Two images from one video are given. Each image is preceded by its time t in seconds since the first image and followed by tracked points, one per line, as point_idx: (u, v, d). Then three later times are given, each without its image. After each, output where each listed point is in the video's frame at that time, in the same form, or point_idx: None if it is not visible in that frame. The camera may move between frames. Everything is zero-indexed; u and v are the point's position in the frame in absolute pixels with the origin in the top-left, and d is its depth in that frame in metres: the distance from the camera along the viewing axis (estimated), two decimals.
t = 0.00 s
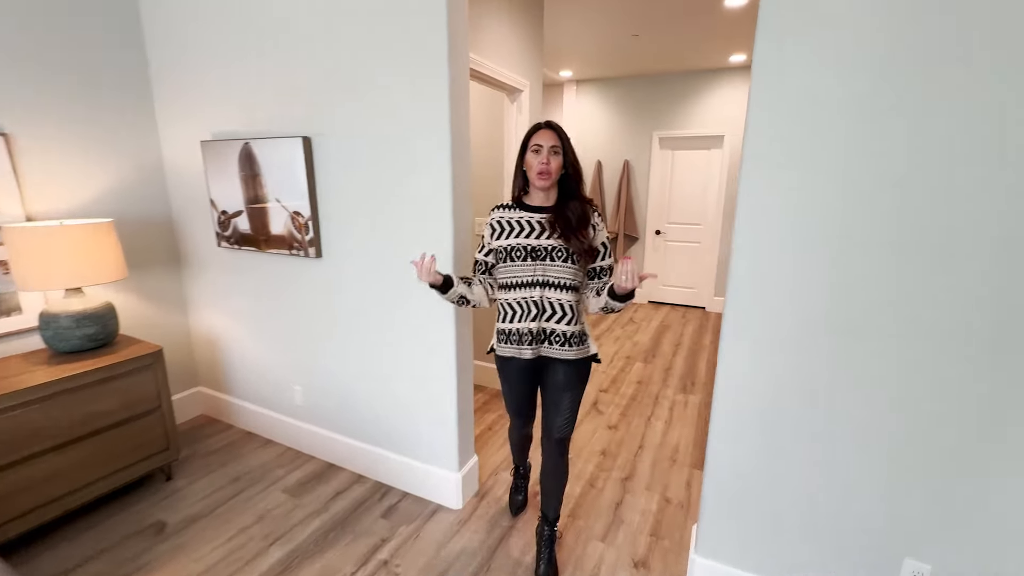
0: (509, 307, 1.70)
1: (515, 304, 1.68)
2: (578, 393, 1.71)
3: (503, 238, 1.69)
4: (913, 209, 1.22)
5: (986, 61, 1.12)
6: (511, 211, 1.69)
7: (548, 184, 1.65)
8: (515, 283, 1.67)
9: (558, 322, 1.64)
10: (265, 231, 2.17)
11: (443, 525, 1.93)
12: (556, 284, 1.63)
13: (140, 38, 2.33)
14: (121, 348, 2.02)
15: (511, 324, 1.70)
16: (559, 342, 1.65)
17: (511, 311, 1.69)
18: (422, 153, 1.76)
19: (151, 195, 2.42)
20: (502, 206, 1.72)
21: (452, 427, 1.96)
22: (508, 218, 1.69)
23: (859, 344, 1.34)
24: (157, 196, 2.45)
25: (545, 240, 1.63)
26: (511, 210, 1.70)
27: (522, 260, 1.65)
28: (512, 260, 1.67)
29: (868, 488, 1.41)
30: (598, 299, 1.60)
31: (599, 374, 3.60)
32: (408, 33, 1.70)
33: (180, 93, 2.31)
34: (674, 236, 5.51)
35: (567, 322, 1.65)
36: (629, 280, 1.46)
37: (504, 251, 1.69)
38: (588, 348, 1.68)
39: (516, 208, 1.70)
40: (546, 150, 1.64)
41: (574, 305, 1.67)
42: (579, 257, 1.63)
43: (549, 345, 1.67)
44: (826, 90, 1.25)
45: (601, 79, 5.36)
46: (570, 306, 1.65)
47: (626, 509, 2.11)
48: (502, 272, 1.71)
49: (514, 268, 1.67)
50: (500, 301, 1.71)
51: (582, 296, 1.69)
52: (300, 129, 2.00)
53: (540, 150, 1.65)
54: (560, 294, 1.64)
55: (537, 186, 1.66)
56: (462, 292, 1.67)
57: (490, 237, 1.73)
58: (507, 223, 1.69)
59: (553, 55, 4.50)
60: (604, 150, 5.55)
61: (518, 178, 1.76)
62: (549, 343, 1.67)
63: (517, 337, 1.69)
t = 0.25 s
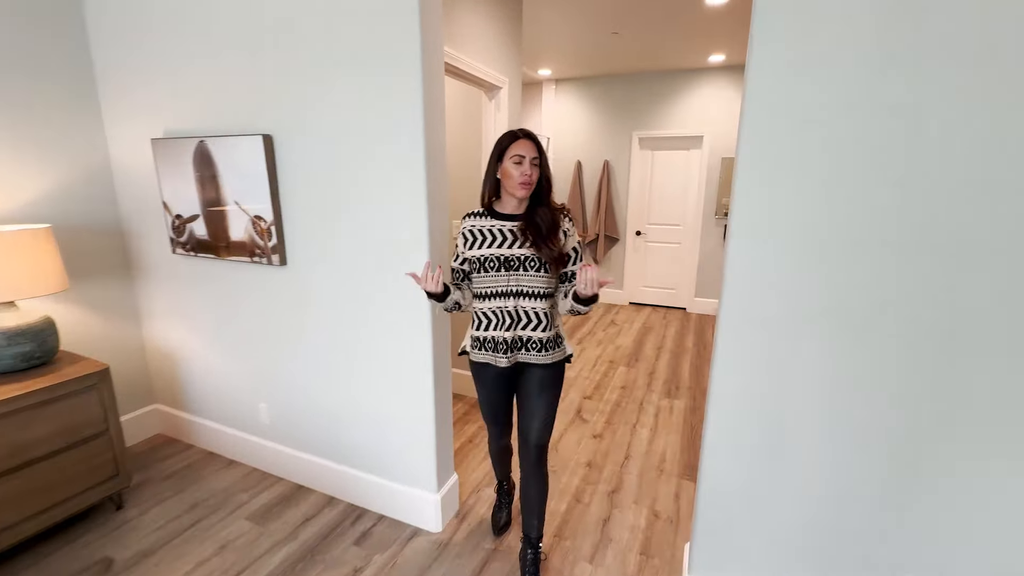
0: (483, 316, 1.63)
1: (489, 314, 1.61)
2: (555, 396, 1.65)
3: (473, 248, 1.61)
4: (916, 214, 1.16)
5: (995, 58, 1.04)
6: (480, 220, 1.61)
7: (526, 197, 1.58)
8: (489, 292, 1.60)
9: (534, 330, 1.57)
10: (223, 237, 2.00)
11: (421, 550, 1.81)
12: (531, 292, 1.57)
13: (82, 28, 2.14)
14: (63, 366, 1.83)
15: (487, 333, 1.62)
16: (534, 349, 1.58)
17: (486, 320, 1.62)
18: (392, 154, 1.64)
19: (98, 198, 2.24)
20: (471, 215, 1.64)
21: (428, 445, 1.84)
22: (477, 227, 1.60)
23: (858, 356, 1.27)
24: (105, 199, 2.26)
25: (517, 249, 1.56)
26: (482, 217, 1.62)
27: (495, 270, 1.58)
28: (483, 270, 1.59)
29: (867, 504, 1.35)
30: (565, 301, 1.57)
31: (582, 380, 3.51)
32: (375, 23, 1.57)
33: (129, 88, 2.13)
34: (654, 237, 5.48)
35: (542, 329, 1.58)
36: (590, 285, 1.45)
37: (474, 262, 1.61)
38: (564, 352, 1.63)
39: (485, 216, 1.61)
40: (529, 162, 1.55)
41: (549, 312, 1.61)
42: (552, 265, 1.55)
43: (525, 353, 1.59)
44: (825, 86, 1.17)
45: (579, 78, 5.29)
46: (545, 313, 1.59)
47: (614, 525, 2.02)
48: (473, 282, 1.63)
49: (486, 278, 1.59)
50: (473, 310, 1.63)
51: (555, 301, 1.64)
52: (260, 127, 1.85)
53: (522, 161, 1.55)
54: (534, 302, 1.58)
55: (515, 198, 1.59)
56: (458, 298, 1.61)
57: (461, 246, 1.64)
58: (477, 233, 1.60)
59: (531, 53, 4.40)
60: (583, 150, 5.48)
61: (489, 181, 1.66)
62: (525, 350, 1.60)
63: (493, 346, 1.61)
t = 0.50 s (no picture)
0: (468, 319, 1.53)
1: (476, 316, 1.52)
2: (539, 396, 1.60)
3: (454, 251, 1.51)
4: (914, 215, 1.14)
5: (995, 60, 1.03)
6: (459, 221, 1.52)
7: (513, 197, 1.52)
8: (474, 294, 1.52)
9: (525, 328, 1.53)
10: (181, 242, 1.85)
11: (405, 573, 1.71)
12: (520, 290, 1.52)
13: (18, 14, 1.95)
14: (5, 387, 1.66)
15: (475, 335, 1.52)
16: (526, 345, 1.53)
17: (473, 323, 1.52)
18: (366, 151, 1.52)
19: (39, 200, 2.04)
20: (447, 216, 1.54)
21: (408, 462, 1.73)
22: (456, 229, 1.51)
23: (856, 361, 1.25)
24: (47, 201, 2.07)
25: (503, 249, 1.50)
26: (461, 218, 1.53)
27: (482, 271, 1.50)
28: (467, 272, 1.50)
29: (866, 511, 1.32)
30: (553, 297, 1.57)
31: (566, 384, 3.43)
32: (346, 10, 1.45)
33: (73, 80, 1.95)
34: (636, 238, 5.45)
35: (532, 326, 1.55)
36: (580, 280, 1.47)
37: (456, 264, 1.52)
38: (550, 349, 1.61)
39: (465, 217, 1.52)
40: (518, 163, 1.49)
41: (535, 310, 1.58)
42: (538, 263, 1.53)
43: (517, 350, 1.54)
44: (824, 87, 1.15)
45: (559, 77, 5.21)
46: (532, 310, 1.56)
47: (605, 535, 1.96)
48: (456, 284, 1.54)
49: (471, 280, 1.50)
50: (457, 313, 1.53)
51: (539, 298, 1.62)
52: (221, 123, 1.71)
53: (511, 162, 1.48)
54: (523, 300, 1.53)
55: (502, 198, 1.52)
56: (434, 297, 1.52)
57: (440, 248, 1.52)
58: (456, 234, 1.51)
59: (511, 51, 4.29)
60: (563, 150, 5.41)
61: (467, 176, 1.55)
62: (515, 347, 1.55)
63: (483, 346, 1.52)
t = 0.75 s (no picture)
0: (458, 317, 1.47)
1: (468, 314, 1.46)
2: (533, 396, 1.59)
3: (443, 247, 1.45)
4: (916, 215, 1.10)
5: (1001, 53, 1.00)
6: (448, 217, 1.47)
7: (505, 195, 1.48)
8: (466, 291, 1.46)
9: (517, 324, 1.51)
10: (141, 245, 1.72)
11: None
12: (512, 287, 1.50)
13: None
14: None
15: (467, 335, 1.46)
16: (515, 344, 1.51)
17: (465, 322, 1.46)
18: (341, 148, 1.43)
19: None
20: (434, 211, 1.47)
21: (390, 476, 1.64)
22: (445, 224, 1.46)
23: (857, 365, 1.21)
24: None
25: (495, 244, 1.47)
26: (449, 214, 1.47)
27: (474, 268, 1.45)
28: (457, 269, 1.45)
29: (866, 518, 1.29)
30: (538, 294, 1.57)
31: (552, 387, 3.37)
32: None
33: (18, 71, 1.79)
34: (618, 237, 5.42)
35: (523, 323, 1.53)
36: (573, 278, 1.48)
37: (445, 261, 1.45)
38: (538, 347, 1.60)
39: (454, 213, 1.47)
40: (513, 161, 1.46)
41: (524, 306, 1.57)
42: (528, 259, 1.52)
43: (510, 349, 1.52)
44: (827, 82, 1.09)
45: (540, 75, 5.15)
46: (522, 307, 1.54)
47: (597, 545, 1.90)
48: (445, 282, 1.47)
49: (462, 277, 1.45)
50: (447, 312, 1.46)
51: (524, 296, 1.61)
52: (182, 118, 1.59)
53: (506, 160, 1.44)
54: (515, 297, 1.51)
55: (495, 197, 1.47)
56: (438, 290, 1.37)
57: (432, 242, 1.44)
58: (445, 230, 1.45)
59: (492, 48, 4.21)
60: (545, 149, 5.35)
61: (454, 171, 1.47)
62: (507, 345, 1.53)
63: (476, 346, 1.47)
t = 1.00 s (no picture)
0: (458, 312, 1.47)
1: (469, 310, 1.47)
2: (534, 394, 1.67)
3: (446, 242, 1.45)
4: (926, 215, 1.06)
5: (1013, 47, 0.96)
6: (451, 212, 1.48)
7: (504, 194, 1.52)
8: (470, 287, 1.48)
9: (520, 321, 1.55)
10: (99, 250, 1.59)
11: None
12: (514, 284, 1.54)
13: None
14: None
15: (468, 330, 1.47)
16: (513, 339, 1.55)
17: (467, 317, 1.47)
18: (318, 145, 1.33)
19: None
20: (436, 205, 1.48)
21: (375, 494, 1.54)
22: (448, 219, 1.47)
23: (864, 371, 1.16)
24: None
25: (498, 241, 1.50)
26: (450, 210, 1.49)
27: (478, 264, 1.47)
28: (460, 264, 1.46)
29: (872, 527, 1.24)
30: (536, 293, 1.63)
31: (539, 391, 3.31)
32: None
33: None
34: (602, 237, 5.39)
35: (525, 320, 1.57)
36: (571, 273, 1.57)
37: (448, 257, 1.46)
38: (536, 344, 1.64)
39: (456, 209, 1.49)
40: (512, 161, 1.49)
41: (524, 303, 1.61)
42: (528, 257, 1.57)
43: (512, 347, 1.56)
44: (834, 77, 1.04)
45: (521, 74, 5.09)
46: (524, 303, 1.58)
47: (591, 557, 1.83)
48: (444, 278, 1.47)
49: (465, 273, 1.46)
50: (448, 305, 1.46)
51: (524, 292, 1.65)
52: (143, 112, 1.47)
53: (507, 160, 1.48)
54: (517, 294, 1.54)
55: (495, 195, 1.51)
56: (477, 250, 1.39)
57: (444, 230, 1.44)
58: (448, 225, 1.46)
59: (473, 46, 4.13)
60: (527, 148, 5.29)
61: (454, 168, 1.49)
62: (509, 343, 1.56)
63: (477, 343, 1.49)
